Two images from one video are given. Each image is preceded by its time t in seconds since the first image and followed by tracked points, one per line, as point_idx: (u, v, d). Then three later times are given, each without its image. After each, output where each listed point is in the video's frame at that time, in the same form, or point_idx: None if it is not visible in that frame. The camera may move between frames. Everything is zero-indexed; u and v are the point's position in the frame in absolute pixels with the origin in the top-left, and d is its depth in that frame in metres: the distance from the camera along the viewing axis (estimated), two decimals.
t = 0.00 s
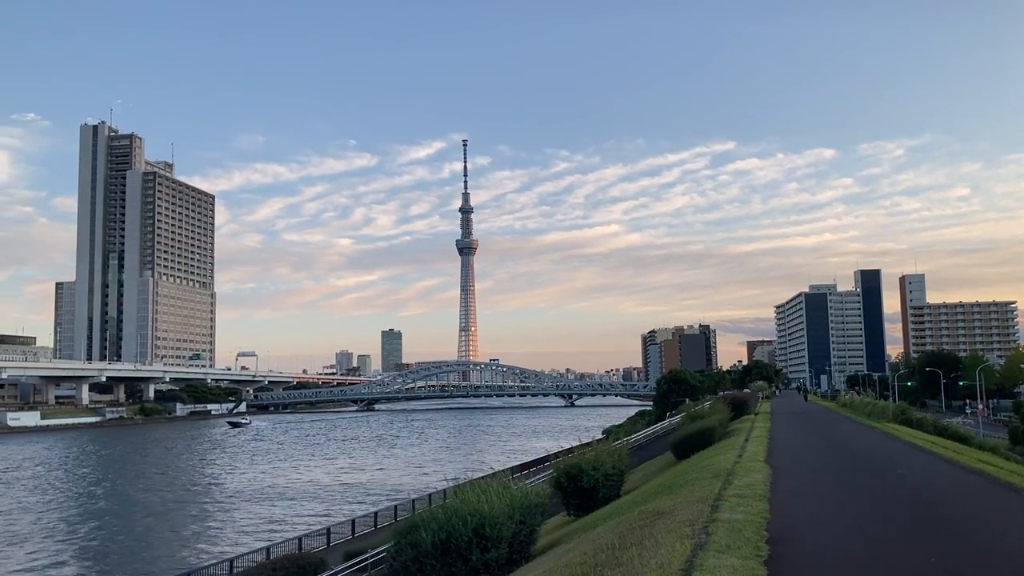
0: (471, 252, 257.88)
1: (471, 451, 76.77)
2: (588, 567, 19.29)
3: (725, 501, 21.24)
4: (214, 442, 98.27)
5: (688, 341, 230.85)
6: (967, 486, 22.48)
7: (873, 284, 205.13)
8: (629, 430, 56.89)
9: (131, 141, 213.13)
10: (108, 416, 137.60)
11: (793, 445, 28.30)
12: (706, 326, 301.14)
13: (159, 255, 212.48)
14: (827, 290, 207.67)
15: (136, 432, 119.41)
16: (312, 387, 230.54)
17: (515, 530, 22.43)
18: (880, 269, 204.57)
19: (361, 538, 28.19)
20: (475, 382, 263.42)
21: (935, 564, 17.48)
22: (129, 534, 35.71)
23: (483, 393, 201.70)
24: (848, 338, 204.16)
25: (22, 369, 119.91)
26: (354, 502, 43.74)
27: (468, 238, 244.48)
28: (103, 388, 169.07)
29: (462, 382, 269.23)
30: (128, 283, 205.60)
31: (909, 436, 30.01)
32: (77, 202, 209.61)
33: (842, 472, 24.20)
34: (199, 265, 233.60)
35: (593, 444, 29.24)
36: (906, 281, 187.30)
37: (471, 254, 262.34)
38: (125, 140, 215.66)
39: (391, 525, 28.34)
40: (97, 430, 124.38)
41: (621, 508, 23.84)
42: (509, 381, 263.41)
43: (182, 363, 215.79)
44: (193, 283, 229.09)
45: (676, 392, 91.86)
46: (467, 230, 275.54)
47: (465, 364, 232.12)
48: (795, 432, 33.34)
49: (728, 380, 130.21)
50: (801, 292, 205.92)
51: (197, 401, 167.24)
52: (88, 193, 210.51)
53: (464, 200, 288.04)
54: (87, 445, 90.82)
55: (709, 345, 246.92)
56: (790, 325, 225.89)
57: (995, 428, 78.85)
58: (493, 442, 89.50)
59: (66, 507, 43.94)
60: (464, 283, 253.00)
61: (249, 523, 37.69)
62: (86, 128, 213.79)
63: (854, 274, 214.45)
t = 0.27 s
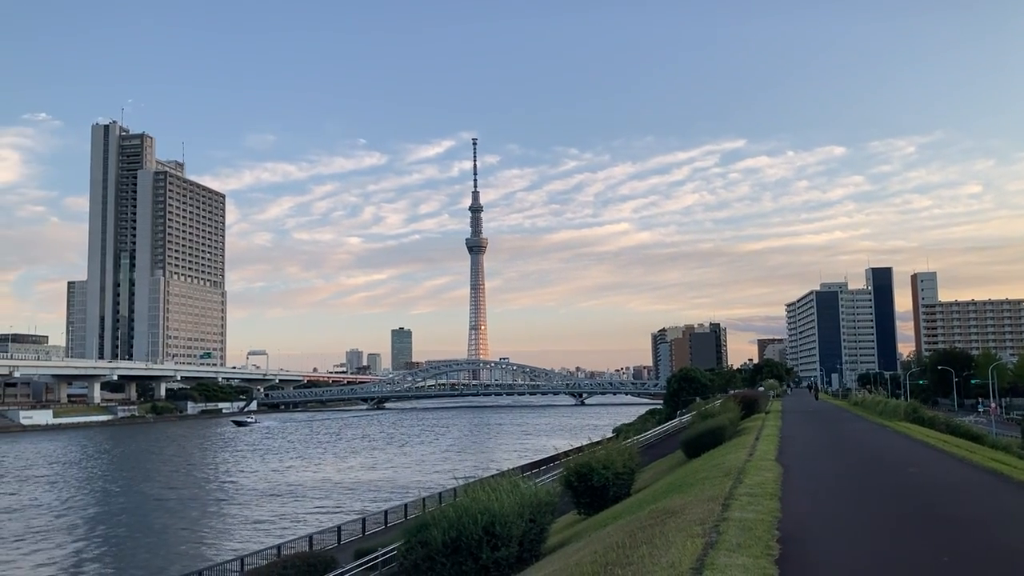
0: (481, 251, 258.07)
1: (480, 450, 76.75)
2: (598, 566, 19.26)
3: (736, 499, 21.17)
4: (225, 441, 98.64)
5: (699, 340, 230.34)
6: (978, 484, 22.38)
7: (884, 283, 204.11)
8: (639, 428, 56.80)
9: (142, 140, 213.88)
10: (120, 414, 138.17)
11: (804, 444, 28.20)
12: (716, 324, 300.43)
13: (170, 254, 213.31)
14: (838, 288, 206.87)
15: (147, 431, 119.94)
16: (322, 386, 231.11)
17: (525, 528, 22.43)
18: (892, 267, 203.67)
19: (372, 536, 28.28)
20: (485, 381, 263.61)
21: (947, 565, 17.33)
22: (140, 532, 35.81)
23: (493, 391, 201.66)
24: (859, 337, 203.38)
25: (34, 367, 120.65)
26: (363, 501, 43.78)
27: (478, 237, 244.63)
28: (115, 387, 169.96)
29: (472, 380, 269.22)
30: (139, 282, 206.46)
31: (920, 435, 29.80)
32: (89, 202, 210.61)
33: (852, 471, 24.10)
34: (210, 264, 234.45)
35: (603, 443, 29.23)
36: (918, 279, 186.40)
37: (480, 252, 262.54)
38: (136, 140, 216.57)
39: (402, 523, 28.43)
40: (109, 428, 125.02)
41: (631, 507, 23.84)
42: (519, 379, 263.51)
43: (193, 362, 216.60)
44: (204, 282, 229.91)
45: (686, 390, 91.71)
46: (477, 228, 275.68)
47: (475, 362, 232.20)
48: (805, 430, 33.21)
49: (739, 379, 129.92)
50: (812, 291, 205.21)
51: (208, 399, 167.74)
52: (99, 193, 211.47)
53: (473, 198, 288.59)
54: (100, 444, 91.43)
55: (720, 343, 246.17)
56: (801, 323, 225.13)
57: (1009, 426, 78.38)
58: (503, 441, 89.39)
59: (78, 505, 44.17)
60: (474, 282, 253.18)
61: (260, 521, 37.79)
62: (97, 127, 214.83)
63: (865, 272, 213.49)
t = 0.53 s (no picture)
0: (489, 248, 258.33)
1: (487, 447, 76.86)
2: (606, 563, 19.22)
3: (744, 497, 21.15)
4: (233, 438, 98.87)
5: (706, 338, 229.92)
6: (988, 482, 22.28)
7: (893, 280, 203.43)
8: (646, 426, 56.73)
9: (150, 139, 214.44)
10: (129, 412, 138.53)
11: (813, 441, 28.11)
12: (724, 322, 299.85)
13: (179, 252, 213.92)
14: (846, 286, 206.36)
15: (156, 429, 120.37)
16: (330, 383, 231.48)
17: (532, 526, 22.44)
18: (900, 265, 202.96)
19: (379, 534, 28.35)
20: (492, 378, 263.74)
21: (955, 563, 17.25)
22: (150, 529, 35.94)
23: (500, 389, 201.62)
24: (867, 334, 202.84)
25: (44, 365, 121.21)
26: (370, 498, 43.88)
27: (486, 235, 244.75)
28: (123, 384, 170.60)
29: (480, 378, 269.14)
30: (147, 280, 207.13)
31: (930, 433, 29.64)
32: (97, 200, 211.32)
33: (862, 469, 24.02)
34: (218, 262, 235.07)
35: (610, 440, 29.24)
36: (927, 277, 185.72)
37: (488, 250, 262.84)
38: (144, 139, 217.16)
39: (409, 521, 28.46)
40: (118, 426, 125.50)
41: (638, 504, 23.83)
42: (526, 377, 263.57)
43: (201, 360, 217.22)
44: (212, 280, 230.45)
45: (694, 387, 91.68)
46: (484, 226, 275.86)
47: (482, 360, 232.36)
48: (814, 428, 33.12)
49: (747, 376, 129.80)
50: (820, 288, 204.75)
51: (216, 397, 168.09)
52: (107, 191, 212.14)
53: (480, 196, 288.56)
54: (110, 441, 91.83)
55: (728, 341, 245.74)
56: (810, 321, 224.41)
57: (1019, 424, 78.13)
58: (511, 438, 89.33)
59: (88, 503, 44.42)
60: (481, 280, 253.41)
61: (268, 519, 37.88)
62: (105, 126, 215.57)
63: (874, 270, 212.80)
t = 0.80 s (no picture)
0: (494, 246, 258.58)
1: (492, 444, 76.97)
2: (612, 559, 19.18)
3: (749, 494, 21.11)
4: (238, 435, 99.14)
5: (712, 334, 229.52)
6: (994, 480, 22.18)
7: (899, 276, 203.08)
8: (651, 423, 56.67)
9: (156, 136, 214.53)
10: (137, 408, 138.52)
11: (818, 437, 28.14)
12: (729, 319, 299.58)
13: (185, 250, 214.23)
14: (852, 282, 205.97)
15: (163, 425, 120.77)
16: (335, 380, 231.82)
17: (538, 523, 22.45)
18: (906, 261, 202.42)
19: (384, 530, 28.41)
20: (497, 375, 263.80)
21: (961, 560, 17.23)
22: (157, 525, 36.06)
23: (506, 386, 201.71)
24: (873, 331, 202.49)
25: (50, 362, 121.51)
26: (375, 495, 44.00)
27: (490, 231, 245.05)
28: (129, 381, 171.03)
29: (485, 374, 269.35)
30: (153, 278, 207.48)
31: (936, 429, 29.56)
32: (103, 198, 211.60)
33: (868, 467, 23.94)
34: (224, 259, 235.49)
35: (615, 437, 29.27)
36: (933, 273, 185.22)
37: (493, 247, 263.01)
38: (150, 136, 217.31)
39: (414, 517, 28.51)
40: (124, 423, 125.90)
41: (643, 501, 23.84)
42: (531, 374, 263.72)
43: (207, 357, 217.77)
44: (217, 277, 230.77)
45: (699, 384, 91.71)
46: (489, 223, 275.93)
47: (488, 357, 232.48)
48: (819, 424, 33.11)
49: (752, 373, 129.62)
50: (826, 285, 204.42)
51: (222, 394, 168.37)
52: (113, 189, 212.38)
53: (485, 193, 288.50)
54: (116, 437, 92.13)
55: (733, 338, 245.56)
56: (815, 317, 224.19)
57: None
58: (517, 435, 89.46)
59: (95, 499, 44.63)
60: (486, 277, 253.48)
61: (273, 515, 38.00)
62: (111, 124, 215.91)
63: (879, 267, 212.31)
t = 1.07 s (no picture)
0: (497, 242, 258.76)
1: (495, 440, 77.02)
2: (615, 556, 19.19)
3: (753, 491, 21.11)
4: (242, 431, 99.28)
5: (715, 331, 229.27)
6: (999, 477, 22.17)
7: (903, 272, 203.00)
8: (655, 419, 56.62)
9: (160, 133, 214.77)
10: (140, 404, 138.87)
11: (822, 434, 28.14)
12: (732, 315, 299.35)
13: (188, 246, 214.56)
14: (856, 278, 205.83)
15: (167, 421, 121.01)
16: (339, 376, 232.17)
17: (541, 519, 22.48)
18: (910, 257, 202.37)
19: (388, 526, 28.42)
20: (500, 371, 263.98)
21: (966, 556, 17.23)
22: (161, 521, 36.13)
23: (509, 382, 201.66)
24: (877, 327, 202.41)
25: (55, 358, 121.72)
26: (378, 491, 44.01)
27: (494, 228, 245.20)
28: (133, 377, 171.26)
29: (488, 371, 269.26)
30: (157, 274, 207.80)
31: (939, 426, 29.53)
32: (107, 194, 211.95)
33: (872, 462, 23.94)
34: (227, 255, 235.81)
35: (620, 433, 29.26)
36: (937, 269, 185.07)
37: (496, 243, 263.09)
38: (153, 132, 217.58)
39: (418, 513, 28.57)
40: (129, 419, 126.18)
41: (647, 497, 23.85)
42: (534, 370, 263.82)
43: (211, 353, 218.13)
44: (221, 273, 230.93)
45: (703, 380, 91.68)
46: (492, 219, 275.96)
47: (491, 353, 232.66)
48: (823, 421, 33.12)
49: (756, 369, 129.60)
50: (830, 280, 204.26)
51: (226, 390, 168.47)
52: (117, 185, 212.68)
53: (488, 189, 288.49)
54: (121, 433, 92.31)
55: (736, 334, 245.55)
56: (819, 313, 223.99)
57: None
58: (520, 431, 89.45)
59: (99, 495, 44.72)
60: (490, 273, 253.54)
61: (276, 511, 38.08)
62: (115, 120, 216.22)
63: (883, 262, 212.17)
